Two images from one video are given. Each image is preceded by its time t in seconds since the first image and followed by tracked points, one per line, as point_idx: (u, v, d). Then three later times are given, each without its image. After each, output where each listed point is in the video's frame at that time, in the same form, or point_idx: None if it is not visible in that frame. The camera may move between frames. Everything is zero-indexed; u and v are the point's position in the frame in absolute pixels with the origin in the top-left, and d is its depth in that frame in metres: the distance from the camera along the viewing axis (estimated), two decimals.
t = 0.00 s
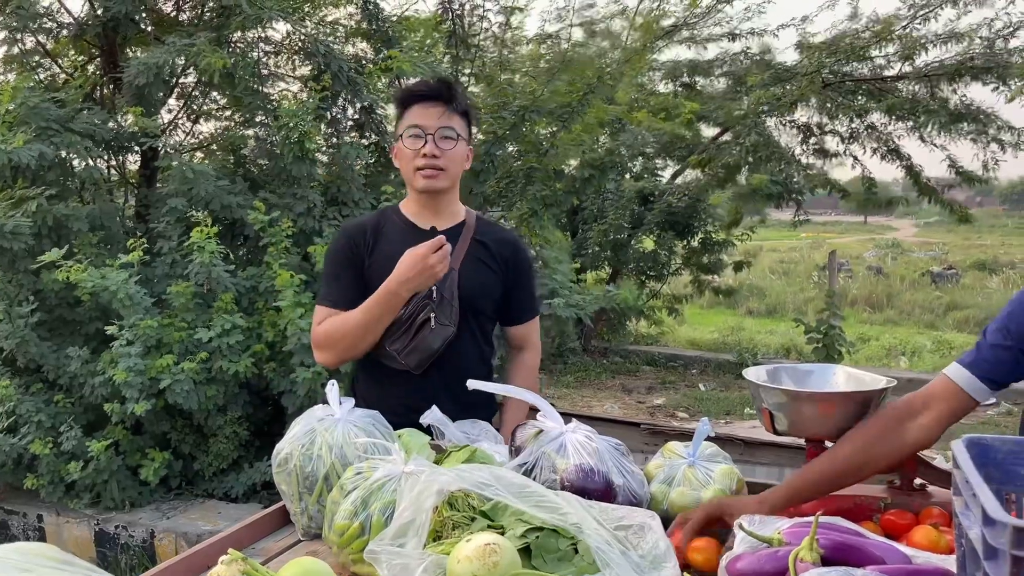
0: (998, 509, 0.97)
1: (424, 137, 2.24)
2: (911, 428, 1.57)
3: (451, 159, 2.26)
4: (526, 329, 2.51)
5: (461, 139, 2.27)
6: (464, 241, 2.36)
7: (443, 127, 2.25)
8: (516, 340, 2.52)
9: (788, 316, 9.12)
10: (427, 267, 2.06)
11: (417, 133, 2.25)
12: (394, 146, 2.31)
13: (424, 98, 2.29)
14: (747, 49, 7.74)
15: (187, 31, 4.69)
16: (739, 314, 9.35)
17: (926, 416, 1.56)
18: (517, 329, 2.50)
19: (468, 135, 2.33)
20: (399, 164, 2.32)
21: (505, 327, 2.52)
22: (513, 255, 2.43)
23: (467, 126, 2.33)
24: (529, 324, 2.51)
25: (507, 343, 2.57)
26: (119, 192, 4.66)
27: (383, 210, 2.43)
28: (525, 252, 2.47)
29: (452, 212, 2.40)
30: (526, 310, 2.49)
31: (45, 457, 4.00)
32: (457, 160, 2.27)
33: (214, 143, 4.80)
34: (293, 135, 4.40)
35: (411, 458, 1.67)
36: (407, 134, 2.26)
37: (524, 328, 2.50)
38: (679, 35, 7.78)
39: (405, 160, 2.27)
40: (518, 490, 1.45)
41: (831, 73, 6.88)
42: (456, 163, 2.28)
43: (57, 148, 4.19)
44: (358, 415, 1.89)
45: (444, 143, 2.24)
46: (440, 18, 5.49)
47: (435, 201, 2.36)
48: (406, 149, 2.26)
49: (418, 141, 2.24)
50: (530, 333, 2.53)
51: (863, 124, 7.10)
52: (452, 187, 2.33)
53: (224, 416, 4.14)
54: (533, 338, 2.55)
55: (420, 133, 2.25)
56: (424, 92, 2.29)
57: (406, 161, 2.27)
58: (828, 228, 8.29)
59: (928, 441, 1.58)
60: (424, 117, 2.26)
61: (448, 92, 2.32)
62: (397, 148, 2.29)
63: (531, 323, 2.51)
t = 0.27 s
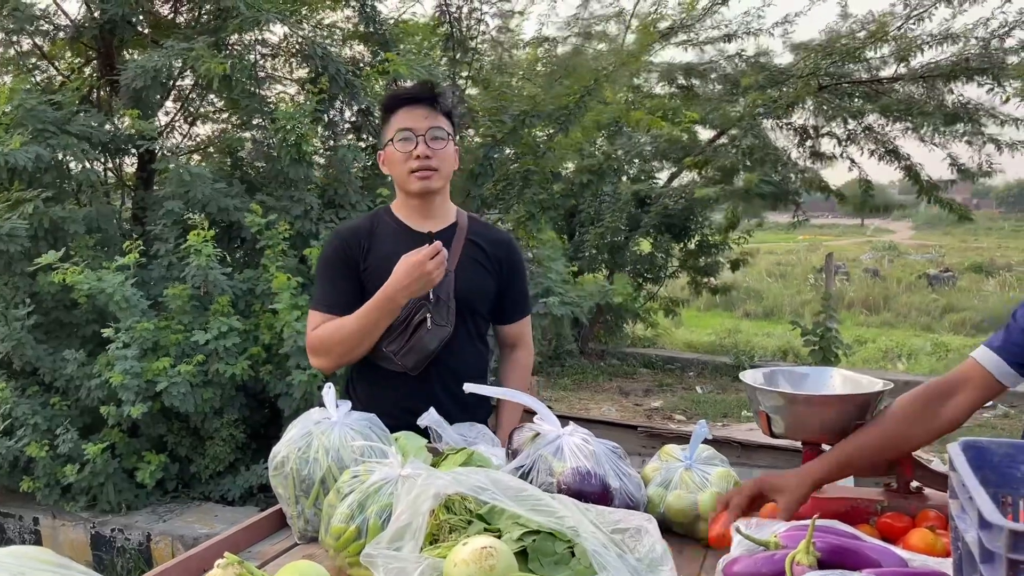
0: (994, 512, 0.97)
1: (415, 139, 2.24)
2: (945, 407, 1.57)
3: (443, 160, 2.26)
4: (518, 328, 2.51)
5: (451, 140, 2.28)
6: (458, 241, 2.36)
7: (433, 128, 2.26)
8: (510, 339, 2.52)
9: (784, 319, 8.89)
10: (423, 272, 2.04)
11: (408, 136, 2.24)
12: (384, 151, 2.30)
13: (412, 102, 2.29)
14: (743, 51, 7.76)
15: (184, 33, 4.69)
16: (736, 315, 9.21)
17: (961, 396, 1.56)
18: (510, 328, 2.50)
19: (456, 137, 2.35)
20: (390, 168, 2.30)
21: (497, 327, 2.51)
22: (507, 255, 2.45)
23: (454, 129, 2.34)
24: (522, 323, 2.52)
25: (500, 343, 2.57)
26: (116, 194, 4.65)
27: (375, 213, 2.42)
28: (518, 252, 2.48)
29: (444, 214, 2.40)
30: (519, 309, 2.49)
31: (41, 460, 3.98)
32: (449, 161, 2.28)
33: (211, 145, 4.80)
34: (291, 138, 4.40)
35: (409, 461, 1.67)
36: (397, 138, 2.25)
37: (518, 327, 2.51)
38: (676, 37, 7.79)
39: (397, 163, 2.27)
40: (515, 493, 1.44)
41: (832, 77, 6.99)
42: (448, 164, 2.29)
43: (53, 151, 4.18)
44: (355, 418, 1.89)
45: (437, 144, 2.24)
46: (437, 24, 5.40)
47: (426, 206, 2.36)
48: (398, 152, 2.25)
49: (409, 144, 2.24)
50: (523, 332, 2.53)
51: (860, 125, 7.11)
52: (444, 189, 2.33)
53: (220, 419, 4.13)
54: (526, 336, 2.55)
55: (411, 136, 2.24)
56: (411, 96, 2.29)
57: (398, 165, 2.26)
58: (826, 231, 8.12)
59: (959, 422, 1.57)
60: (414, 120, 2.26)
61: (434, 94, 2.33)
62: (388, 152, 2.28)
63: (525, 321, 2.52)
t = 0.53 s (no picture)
0: (987, 520, 0.98)
1: (401, 149, 2.23)
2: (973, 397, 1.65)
3: (432, 163, 2.25)
4: (518, 331, 2.51)
5: (438, 142, 2.27)
6: (453, 245, 2.36)
7: (418, 132, 2.24)
8: (508, 343, 2.52)
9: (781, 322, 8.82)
10: (408, 250, 2.09)
11: (395, 145, 2.23)
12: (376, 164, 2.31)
13: (397, 109, 2.29)
14: (738, 56, 7.78)
15: (181, 37, 4.69)
16: (732, 320, 9.31)
17: (986, 387, 1.64)
18: (509, 331, 2.50)
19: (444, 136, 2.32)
20: (383, 178, 2.32)
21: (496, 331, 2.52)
22: (504, 260, 2.44)
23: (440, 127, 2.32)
24: (520, 327, 2.51)
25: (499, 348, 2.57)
26: (112, 198, 4.65)
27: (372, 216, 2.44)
28: (517, 257, 2.47)
29: (439, 218, 2.40)
30: (517, 313, 2.49)
31: (37, 464, 3.98)
32: (438, 163, 2.27)
33: (207, 149, 4.80)
34: (287, 142, 4.40)
35: (405, 467, 1.67)
36: (385, 149, 2.25)
37: (516, 331, 2.51)
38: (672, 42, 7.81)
39: (389, 174, 2.28)
40: (511, 499, 1.45)
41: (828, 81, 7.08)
42: (437, 166, 2.28)
43: (49, 154, 4.18)
44: (352, 423, 1.89)
45: (423, 149, 2.23)
46: (434, 26, 5.48)
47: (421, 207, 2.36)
48: (387, 163, 2.25)
49: (397, 153, 2.23)
50: (523, 336, 2.53)
51: (856, 129, 7.14)
52: (438, 190, 2.33)
53: (217, 423, 4.12)
54: (525, 341, 2.55)
55: (397, 145, 2.23)
56: (397, 105, 2.29)
57: (390, 176, 2.27)
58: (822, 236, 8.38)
59: (986, 412, 1.67)
60: (398, 128, 2.25)
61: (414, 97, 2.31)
62: (379, 164, 2.28)
63: (524, 326, 2.52)
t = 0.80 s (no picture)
0: (992, 534, 0.98)
1: (396, 156, 2.23)
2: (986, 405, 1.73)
3: (427, 171, 2.25)
4: (520, 340, 2.50)
5: (433, 148, 2.27)
6: (450, 252, 2.36)
7: (412, 140, 2.25)
8: (508, 351, 2.51)
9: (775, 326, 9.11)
10: (399, 261, 2.08)
11: (389, 153, 2.24)
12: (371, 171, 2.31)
13: (392, 116, 2.29)
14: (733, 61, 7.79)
15: (177, 40, 4.67)
16: (726, 323, 9.33)
17: (996, 397, 1.73)
18: (510, 340, 2.49)
19: (441, 142, 2.32)
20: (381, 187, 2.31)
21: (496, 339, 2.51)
22: (503, 266, 2.43)
23: (437, 134, 2.33)
24: (521, 336, 2.50)
25: (499, 356, 2.56)
26: (108, 203, 4.63)
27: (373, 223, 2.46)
28: (517, 264, 2.46)
29: (439, 224, 2.39)
30: (517, 322, 2.48)
31: (31, 470, 3.96)
32: (434, 170, 2.26)
33: (203, 153, 4.79)
34: (284, 147, 4.39)
35: (403, 476, 1.66)
36: (380, 156, 2.26)
37: (517, 340, 2.50)
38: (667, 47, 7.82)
39: (384, 182, 2.27)
40: (510, 510, 1.44)
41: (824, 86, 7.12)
42: (433, 173, 2.27)
43: (45, 159, 4.16)
44: (349, 431, 1.88)
45: (418, 156, 2.23)
46: (430, 33, 5.45)
47: (420, 215, 2.35)
48: (383, 171, 2.25)
49: (391, 161, 2.24)
50: (524, 344, 2.51)
51: (851, 134, 7.17)
52: (436, 197, 2.33)
53: (212, 428, 4.09)
54: (526, 349, 2.53)
55: (392, 153, 2.24)
56: (391, 111, 2.29)
57: (385, 182, 2.27)
58: (814, 237, 8.56)
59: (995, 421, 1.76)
60: (393, 136, 2.26)
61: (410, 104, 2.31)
62: (375, 173, 2.28)
63: (526, 334, 2.50)
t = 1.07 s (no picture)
0: (1011, 550, 0.95)
1: (389, 165, 2.21)
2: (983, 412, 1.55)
3: (421, 182, 2.23)
4: (520, 347, 2.48)
5: (430, 160, 2.23)
6: (449, 257, 2.32)
7: (406, 149, 2.20)
8: (508, 360, 2.49)
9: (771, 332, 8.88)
10: (383, 278, 1.97)
11: (382, 162, 2.22)
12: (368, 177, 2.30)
13: (388, 122, 2.25)
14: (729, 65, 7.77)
15: (171, 42, 4.63)
16: (721, 328, 9.37)
17: (994, 405, 1.55)
18: (511, 347, 2.47)
19: (441, 151, 2.27)
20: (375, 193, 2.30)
21: (496, 346, 2.48)
22: (503, 271, 2.40)
23: (438, 142, 2.27)
24: (522, 344, 2.48)
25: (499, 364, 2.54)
26: (100, 205, 4.59)
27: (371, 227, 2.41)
28: (517, 268, 2.42)
29: (436, 229, 2.36)
30: (517, 328, 2.45)
31: (20, 476, 3.90)
32: (428, 182, 2.24)
33: (197, 155, 4.74)
34: (279, 149, 4.34)
35: (400, 487, 1.63)
36: (374, 164, 2.24)
37: (517, 347, 2.47)
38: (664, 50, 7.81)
39: (379, 190, 2.27)
40: (511, 522, 1.41)
41: (817, 90, 7.00)
42: (427, 185, 2.25)
43: (36, 160, 4.11)
44: (345, 440, 1.85)
45: (412, 168, 2.20)
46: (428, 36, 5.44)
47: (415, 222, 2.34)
48: (376, 180, 2.24)
49: (384, 171, 2.22)
50: (524, 352, 2.49)
51: (848, 138, 7.16)
52: (430, 208, 2.30)
53: (205, 434, 4.04)
54: (526, 357, 2.51)
55: (386, 162, 2.22)
56: (388, 116, 2.25)
57: (379, 192, 2.26)
58: (807, 242, 8.26)
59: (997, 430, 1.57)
60: (388, 143, 2.22)
61: (408, 108, 2.25)
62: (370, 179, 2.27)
63: (525, 341, 2.48)
